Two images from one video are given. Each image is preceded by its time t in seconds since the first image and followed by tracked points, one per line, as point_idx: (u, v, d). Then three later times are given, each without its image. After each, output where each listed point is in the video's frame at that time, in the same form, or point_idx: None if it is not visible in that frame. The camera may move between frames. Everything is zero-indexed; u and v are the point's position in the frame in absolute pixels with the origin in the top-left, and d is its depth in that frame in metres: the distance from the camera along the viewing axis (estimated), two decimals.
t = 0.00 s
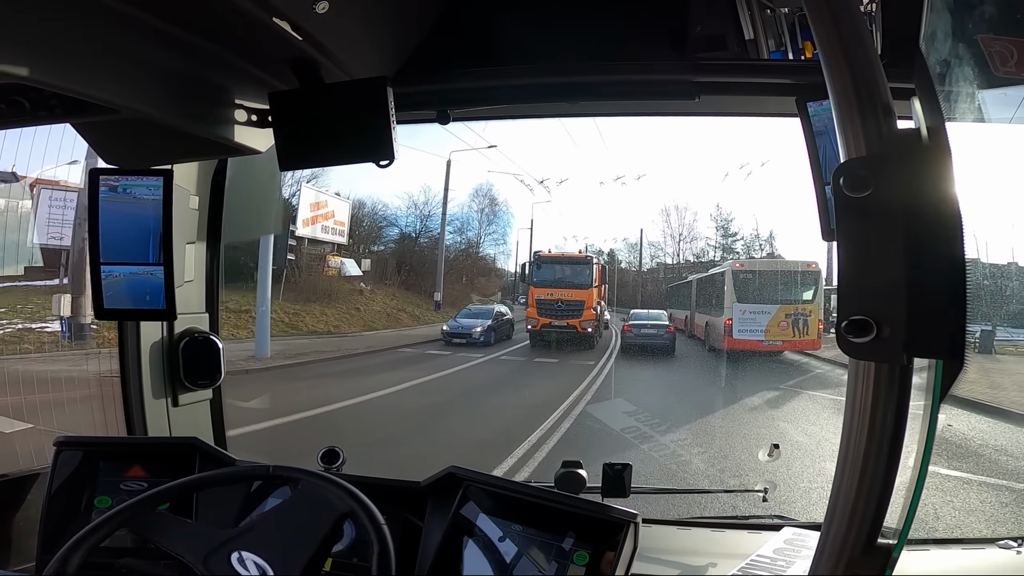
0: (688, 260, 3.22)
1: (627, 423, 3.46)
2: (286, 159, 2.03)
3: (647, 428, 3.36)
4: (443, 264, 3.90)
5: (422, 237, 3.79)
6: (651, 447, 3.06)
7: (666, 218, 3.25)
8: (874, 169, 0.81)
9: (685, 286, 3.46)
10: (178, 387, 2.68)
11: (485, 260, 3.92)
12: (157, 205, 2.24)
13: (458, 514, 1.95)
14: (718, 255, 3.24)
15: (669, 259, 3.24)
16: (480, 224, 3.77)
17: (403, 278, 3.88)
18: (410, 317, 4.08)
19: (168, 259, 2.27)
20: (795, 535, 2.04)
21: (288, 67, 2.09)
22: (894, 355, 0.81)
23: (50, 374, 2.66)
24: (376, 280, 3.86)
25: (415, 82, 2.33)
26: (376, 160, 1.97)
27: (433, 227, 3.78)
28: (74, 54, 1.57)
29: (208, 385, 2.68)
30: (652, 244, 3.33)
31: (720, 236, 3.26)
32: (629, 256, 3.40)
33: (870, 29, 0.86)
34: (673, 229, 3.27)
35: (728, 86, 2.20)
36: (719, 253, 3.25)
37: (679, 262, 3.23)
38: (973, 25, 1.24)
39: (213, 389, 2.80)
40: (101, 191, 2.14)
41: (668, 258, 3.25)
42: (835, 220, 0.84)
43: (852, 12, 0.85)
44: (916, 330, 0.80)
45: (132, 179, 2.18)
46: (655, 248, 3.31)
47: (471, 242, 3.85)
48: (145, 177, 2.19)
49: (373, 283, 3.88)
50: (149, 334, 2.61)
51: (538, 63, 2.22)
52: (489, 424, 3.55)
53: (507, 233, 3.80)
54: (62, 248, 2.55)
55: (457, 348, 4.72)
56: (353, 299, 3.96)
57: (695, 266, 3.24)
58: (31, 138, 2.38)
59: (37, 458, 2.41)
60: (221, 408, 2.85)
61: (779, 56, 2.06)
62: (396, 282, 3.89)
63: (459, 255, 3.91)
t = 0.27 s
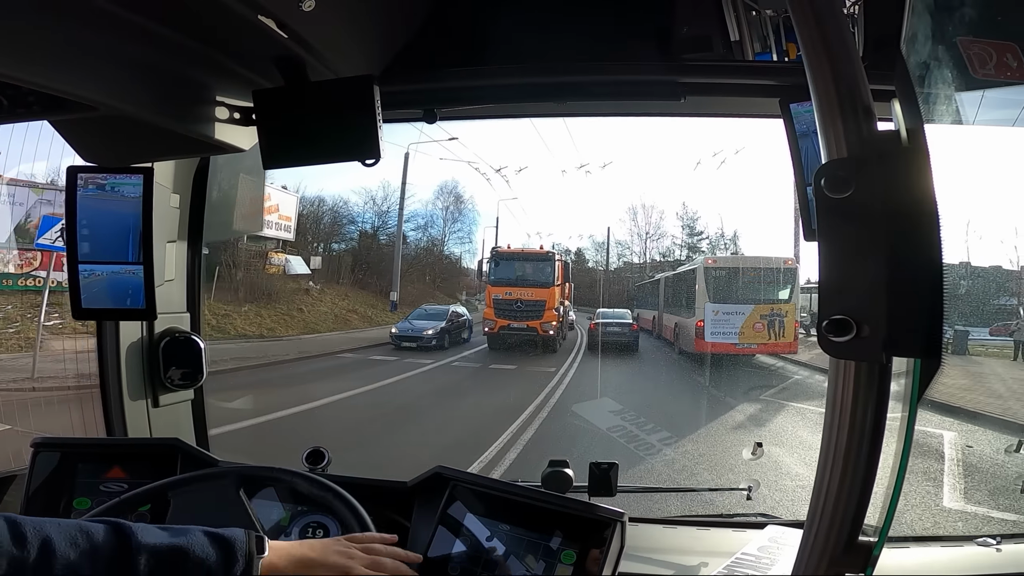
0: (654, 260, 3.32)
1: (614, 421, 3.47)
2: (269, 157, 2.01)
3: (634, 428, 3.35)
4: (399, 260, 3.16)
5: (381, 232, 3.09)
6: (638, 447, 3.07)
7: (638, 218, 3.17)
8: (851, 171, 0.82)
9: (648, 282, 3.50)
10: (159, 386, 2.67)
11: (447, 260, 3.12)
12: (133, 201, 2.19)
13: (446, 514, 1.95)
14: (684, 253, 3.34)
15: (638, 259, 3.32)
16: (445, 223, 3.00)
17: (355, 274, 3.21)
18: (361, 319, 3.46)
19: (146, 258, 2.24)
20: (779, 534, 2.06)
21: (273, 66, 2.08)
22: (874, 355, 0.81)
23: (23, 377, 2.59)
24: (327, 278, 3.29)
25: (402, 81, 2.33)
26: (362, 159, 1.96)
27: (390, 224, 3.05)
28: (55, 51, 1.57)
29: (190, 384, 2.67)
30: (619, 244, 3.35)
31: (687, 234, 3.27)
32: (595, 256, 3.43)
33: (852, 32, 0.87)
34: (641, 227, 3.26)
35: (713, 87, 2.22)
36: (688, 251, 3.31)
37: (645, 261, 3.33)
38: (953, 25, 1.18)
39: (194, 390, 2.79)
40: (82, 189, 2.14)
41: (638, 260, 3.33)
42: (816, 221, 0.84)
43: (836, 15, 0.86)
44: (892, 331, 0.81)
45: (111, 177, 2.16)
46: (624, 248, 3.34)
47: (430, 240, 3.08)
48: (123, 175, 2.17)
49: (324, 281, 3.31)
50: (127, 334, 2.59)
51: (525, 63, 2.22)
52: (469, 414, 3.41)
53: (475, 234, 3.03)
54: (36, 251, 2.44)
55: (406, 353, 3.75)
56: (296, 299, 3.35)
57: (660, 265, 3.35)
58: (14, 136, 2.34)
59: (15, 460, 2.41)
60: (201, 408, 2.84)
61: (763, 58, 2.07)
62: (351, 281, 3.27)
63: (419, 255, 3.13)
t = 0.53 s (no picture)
0: (630, 258, 3.55)
1: (603, 421, 3.49)
2: (258, 155, 1.99)
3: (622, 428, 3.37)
4: (361, 260, 3.21)
5: (346, 230, 3.11)
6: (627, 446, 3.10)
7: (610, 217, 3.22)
8: (838, 173, 0.83)
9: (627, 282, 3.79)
10: (143, 387, 2.63)
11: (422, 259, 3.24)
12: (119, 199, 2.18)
13: (435, 514, 1.94)
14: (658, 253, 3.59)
15: (613, 257, 3.55)
16: (416, 221, 3.10)
17: (313, 275, 3.21)
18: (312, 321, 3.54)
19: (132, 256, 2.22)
20: (766, 533, 2.07)
21: (262, 64, 2.08)
22: (858, 355, 0.82)
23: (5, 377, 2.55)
24: (281, 278, 3.24)
25: (393, 80, 2.32)
26: (353, 157, 1.96)
27: (353, 224, 3.08)
28: (43, 48, 1.55)
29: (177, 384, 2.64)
30: (595, 242, 3.55)
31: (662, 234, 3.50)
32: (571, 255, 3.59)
33: (840, 35, 0.87)
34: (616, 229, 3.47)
35: (703, 88, 2.23)
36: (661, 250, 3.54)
37: (620, 259, 3.56)
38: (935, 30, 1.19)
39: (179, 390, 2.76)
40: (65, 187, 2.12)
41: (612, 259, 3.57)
42: (802, 221, 0.85)
43: (824, 17, 0.86)
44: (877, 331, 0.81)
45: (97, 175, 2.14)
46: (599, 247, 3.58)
47: (404, 240, 3.16)
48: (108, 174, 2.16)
49: (277, 281, 3.25)
50: (111, 334, 2.55)
51: (516, 63, 2.22)
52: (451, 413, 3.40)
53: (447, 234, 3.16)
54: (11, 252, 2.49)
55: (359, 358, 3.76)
56: (245, 299, 3.29)
57: (634, 263, 3.58)
58: None
59: None
60: (188, 408, 2.82)
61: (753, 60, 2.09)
62: (308, 280, 3.24)
63: (387, 253, 3.19)
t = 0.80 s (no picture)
0: (614, 256, 3.52)
1: (596, 421, 3.52)
2: (250, 155, 1.98)
3: (615, 428, 3.42)
4: (332, 259, 3.07)
5: (319, 228, 2.98)
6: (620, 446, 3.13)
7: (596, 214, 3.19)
8: (828, 174, 0.83)
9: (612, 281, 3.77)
10: (132, 387, 2.62)
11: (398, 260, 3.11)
12: (107, 197, 2.17)
13: (429, 514, 1.94)
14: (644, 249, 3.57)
15: (596, 254, 3.53)
16: (395, 220, 3.01)
17: (282, 273, 3.09)
18: (271, 323, 3.34)
19: (121, 255, 2.21)
20: (758, 532, 2.08)
21: (254, 64, 2.08)
22: (848, 355, 0.82)
23: None
24: (242, 277, 3.07)
25: (387, 80, 2.33)
26: (345, 158, 1.96)
27: (324, 221, 2.95)
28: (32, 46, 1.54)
29: (167, 385, 2.64)
30: (578, 240, 3.57)
31: (646, 231, 3.48)
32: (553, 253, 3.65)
33: (831, 36, 0.88)
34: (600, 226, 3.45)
35: (695, 89, 2.25)
36: (644, 247, 3.51)
37: (604, 257, 3.53)
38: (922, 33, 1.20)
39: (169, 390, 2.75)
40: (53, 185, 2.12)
41: (594, 257, 3.56)
42: (793, 221, 0.85)
43: (815, 19, 0.87)
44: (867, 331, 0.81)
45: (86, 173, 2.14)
46: (583, 243, 3.57)
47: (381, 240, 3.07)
48: (97, 172, 2.16)
49: (236, 281, 3.07)
50: (100, 334, 2.54)
51: (510, 64, 2.23)
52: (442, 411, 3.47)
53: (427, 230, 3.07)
54: None
55: (309, 364, 3.51)
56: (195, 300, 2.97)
57: (619, 261, 3.55)
58: None
59: None
60: (177, 408, 2.80)
61: (744, 61, 2.09)
62: (273, 279, 3.13)
63: (364, 252, 3.09)
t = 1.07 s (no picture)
0: (604, 253, 3.54)
1: (591, 421, 3.55)
2: (245, 155, 1.98)
3: (610, 427, 3.44)
4: (303, 257, 2.97)
5: (291, 229, 2.92)
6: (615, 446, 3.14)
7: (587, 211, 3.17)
8: (822, 174, 0.83)
9: (602, 279, 3.79)
10: (125, 387, 2.61)
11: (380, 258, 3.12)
12: (100, 197, 2.15)
13: (423, 514, 1.93)
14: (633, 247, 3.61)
15: (587, 252, 3.54)
16: (381, 218, 2.96)
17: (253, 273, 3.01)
18: (230, 326, 3.18)
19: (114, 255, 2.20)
20: (752, 532, 2.09)
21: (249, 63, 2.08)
22: (840, 355, 0.82)
23: None
24: (208, 276, 2.95)
25: (383, 80, 2.33)
26: (340, 158, 1.96)
27: (297, 223, 2.89)
28: (25, 46, 1.54)
29: (159, 385, 2.62)
30: (568, 239, 3.57)
31: (637, 229, 3.49)
32: (543, 251, 3.66)
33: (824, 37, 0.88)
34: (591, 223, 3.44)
35: (690, 90, 2.26)
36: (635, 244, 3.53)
37: (595, 255, 3.55)
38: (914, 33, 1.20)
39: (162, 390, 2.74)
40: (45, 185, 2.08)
41: (584, 255, 3.57)
42: (786, 221, 0.85)
43: (808, 21, 0.87)
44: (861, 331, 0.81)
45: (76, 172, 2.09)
46: (574, 242, 3.55)
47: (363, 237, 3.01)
48: (88, 171, 2.11)
49: (202, 279, 2.94)
50: (92, 334, 2.51)
51: (506, 65, 2.23)
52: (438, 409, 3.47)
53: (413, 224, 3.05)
54: None
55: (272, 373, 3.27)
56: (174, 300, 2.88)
57: (609, 259, 3.57)
58: None
59: None
60: (169, 408, 2.80)
61: (739, 62, 2.10)
62: (243, 279, 3.04)
63: (346, 251, 3.05)
